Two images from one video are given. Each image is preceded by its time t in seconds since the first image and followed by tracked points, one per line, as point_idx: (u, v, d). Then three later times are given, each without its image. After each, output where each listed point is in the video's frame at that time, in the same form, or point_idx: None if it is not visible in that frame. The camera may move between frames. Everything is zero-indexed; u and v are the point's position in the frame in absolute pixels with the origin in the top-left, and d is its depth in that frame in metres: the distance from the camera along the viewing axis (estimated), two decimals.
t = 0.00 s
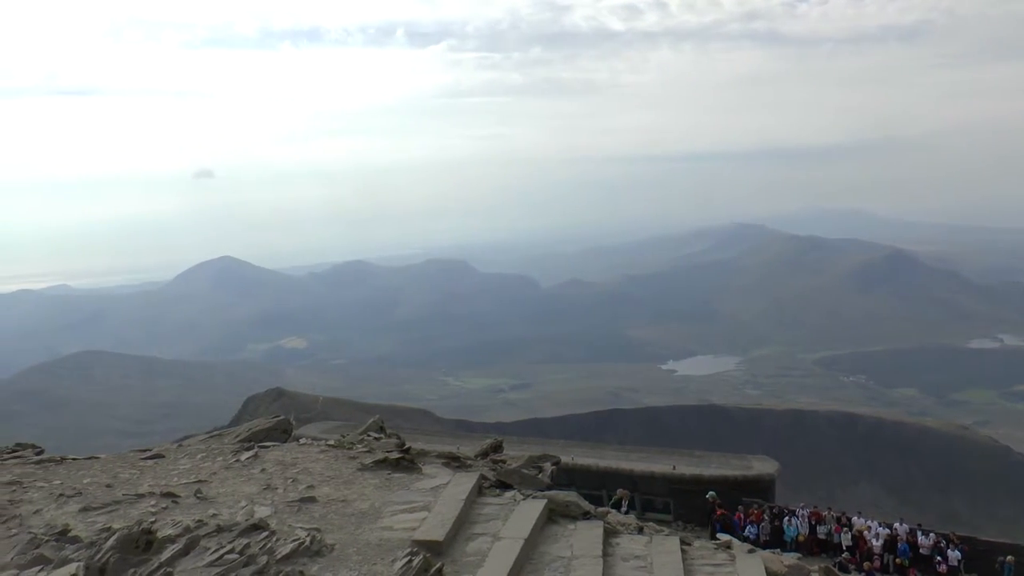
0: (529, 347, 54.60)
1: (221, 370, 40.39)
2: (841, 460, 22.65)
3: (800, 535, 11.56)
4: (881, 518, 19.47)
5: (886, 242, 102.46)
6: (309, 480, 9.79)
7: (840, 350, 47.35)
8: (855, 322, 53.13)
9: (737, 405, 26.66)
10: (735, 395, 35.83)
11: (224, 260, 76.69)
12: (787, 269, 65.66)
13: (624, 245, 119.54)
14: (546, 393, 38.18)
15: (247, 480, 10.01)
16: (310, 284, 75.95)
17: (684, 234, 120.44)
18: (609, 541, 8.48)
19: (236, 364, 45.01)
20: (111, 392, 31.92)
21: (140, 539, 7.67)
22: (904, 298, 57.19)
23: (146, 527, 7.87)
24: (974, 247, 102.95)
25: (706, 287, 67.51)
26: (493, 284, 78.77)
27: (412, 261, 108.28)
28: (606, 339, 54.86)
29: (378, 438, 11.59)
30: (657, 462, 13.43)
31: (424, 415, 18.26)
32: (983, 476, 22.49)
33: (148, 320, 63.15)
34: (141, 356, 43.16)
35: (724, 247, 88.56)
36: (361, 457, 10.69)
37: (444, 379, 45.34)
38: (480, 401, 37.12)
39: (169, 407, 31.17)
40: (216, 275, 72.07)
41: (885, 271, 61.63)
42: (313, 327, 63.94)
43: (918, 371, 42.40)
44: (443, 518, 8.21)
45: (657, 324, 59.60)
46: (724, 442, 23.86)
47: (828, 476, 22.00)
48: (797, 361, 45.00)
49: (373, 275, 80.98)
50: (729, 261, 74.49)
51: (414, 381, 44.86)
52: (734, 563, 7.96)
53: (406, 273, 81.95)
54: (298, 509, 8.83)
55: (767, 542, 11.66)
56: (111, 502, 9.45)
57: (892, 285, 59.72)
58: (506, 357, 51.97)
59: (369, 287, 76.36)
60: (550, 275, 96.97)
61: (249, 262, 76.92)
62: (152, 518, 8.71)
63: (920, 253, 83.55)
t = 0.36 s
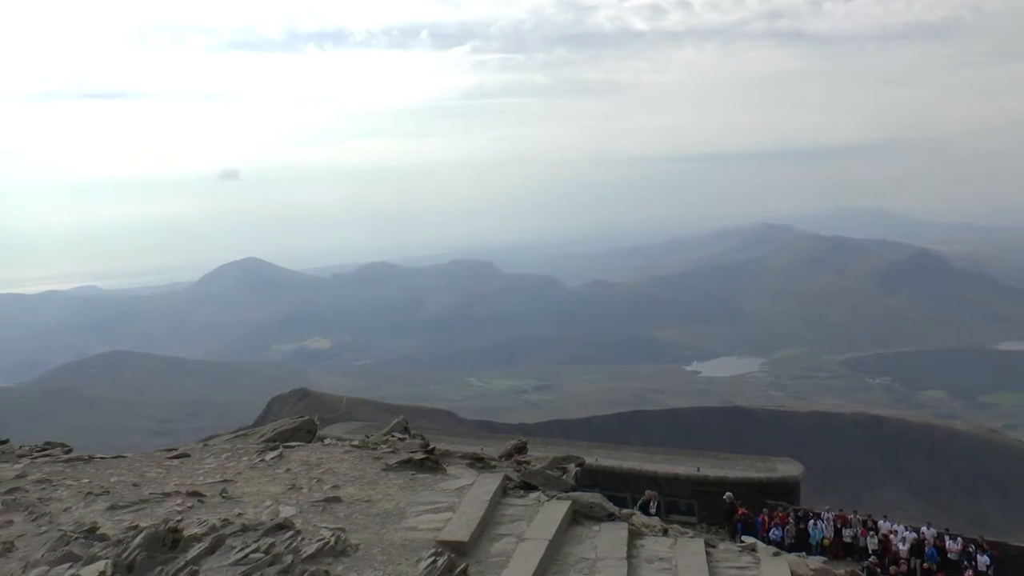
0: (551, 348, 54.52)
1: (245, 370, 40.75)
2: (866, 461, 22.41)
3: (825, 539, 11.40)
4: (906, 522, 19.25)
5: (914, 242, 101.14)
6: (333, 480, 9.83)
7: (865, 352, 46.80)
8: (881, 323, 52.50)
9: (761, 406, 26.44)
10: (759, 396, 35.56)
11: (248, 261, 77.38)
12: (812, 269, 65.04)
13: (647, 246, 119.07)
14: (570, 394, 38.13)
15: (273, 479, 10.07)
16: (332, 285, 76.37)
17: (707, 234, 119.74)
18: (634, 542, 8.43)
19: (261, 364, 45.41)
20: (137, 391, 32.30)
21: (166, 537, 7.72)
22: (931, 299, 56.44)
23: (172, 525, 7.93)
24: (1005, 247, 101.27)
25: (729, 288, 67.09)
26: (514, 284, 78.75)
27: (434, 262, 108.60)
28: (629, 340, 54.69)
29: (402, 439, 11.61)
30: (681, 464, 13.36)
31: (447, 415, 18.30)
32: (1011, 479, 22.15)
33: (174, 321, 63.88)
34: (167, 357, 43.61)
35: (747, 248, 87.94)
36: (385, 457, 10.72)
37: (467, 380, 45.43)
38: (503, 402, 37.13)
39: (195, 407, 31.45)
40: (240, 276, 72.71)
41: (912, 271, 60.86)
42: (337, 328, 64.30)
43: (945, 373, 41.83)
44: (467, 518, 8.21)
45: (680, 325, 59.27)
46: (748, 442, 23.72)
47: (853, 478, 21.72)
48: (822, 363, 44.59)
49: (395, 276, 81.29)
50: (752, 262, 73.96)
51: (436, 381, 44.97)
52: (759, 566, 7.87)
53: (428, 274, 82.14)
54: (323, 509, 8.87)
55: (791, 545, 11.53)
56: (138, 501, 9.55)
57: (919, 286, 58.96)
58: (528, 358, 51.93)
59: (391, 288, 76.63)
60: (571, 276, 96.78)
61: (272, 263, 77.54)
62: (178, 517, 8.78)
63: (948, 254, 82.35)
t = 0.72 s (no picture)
0: (572, 349, 54.44)
1: (269, 370, 41.06)
2: (891, 465, 22.13)
3: (849, 543, 11.29)
4: (932, 526, 19.00)
5: (941, 243, 99.93)
6: (355, 480, 9.86)
7: (890, 354, 46.28)
8: (905, 325, 51.88)
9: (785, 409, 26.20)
10: (782, 398, 35.29)
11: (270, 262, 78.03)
12: (836, 271, 64.44)
13: (667, 247, 118.65)
14: (591, 395, 38.04)
15: (295, 479, 10.12)
16: (353, 285, 76.75)
17: (728, 235, 119.09)
18: (657, 544, 8.37)
19: (283, 364, 45.72)
20: (163, 390, 32.63)
21: (190, 536, 7.78)
22: (957, 301, 55.72)
23: (196, 523, 7.98)
24: None
25: (752, 290, 66.62)
26: (534, 285, 78.74)
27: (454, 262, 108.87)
28: (650, 342, 54.47)
29: (425, 439, 11.63)
30: (703, 466, 13.25)
31: (469, 416, 18.31)
32: None
33: (198, 321, 64.50)
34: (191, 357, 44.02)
35: (769, 249, 87.30)
36: (407, 458, 10.73)
37: (489, 381, 45.46)
38: (524, 403, 37.12)
39: (218, 406, 31.72)
40: (263, 276, 73.28)
41: (937, 273, 60.10)
42: (358, 328, 64.61)
43: (972, 376, 41.28)
44: (490, 520, 8.20)
45: (701, 326, 58.94)
46: (771, 444, 23.52)
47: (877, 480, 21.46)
48: (845, 365, 44.18)
49: (415, 277, 81.58)
50: (774, 263, 73.44)
51: (458, 382, 45.03)
52: (783, 570, 7.79)
53: (448, 275, 82.29)
54: (345, 509, 8.89)
55: (814, 549, 11.41)
56: (162, 499, 9.62)
57: (945, 288, 58.22)
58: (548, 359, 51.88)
59: (411, 290, 76.87)
60: (591, 277, 96.56)
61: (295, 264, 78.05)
62: (201, 515, 8.83)
63: (976, 255, 81.20)
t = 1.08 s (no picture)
0: (591, 350, 54.39)
1: (290, 370, 41.36)
2: (914, 470, 21.90)
3: (870, 548, 11.18)
4: (956, 532, 18.78)
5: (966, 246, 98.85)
6: (377, 480, 9.89)
7: (913, 357, 45.79)
8: (928, 328, 51.35)
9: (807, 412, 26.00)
10: (804, 401, 35.04)
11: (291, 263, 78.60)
12: (858, 273, 63.92)
13: (688, 249, 118.24)
14: (611, 397, 37.98)
15: (317, 479, 10.17)
16: (373, 286, 77.07)
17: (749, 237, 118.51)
18: (678, 547, 8.32)
19: (304, 365, 46.03)
20: (186, 390, 32.96)
21: (212, 535, 7.84)
22: (982, 305, 55.06)
23: (218, 522, 8.03)
24: None
25: (773, 292, 66.22)
26: (554, 287, 78.71)
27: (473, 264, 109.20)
28: (670, 344, 54.29)
29: (446, 440, 11.63)
30: (724, 469, 13.18)
31: (489, 416, 18.33)
32: None
33: (220, 321, 65.07)
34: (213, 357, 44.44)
35: (790, 251, 86.72)
36: (428, 459, 10.75)
37: (508, 382, 45.49)
38: (544, 404, 37.13)
39: (240, 406, 31.99)
40: (283, 277, 73.80)
41: (962, 276, 59.42)
42: (378, 329, 64.89)
43: (997, 380, 40.77)
44: (511, 521, 8.19)
45: (721, 329, 58.66)
46: (792, 447, 23.34)
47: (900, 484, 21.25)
48: (867, 368, 43.79)
49: (435, 279, 81.81)
50: (796, 265, 72.96)
51: (478, 383, 45.11)
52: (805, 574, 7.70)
53: (468, 277, 82.48)
54: (366, 509, 8.92)
55: (836, 553, 11.28)
56: (185, 498, 9.71)
57: (969, 291, 57.57)
58: (568, 361, 51.85)
59: (431, 291, 77.08)
60: (611, 278, 96.51)
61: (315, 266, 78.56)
62: (224, 515, 8.90)
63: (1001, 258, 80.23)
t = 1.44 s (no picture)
0: (610, 352, 54.28)
1: (309, 367, 41.59)
2: (935, 479, 21.66)
3: (889, 556, 10.98)
4: (977, 542, 18.56)
5: (992, 253, 97.67)
6: (395, 478, 9.92)
7: (935, 365, 45.30)
8: (952, 336, 50.78)
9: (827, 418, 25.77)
10: (824, 407, 34.76)
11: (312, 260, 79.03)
12: (881, 279, 63.33)
13: (709, 251, 117.70)
14: (629, 399, 37.90)
15: (335, 476, 10.21)
16: (392, 284, 77.31)
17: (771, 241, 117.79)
18: (696, 551, 8.28)
19: (324, 362, 46.29)
20: (206, 386, 33.23)
21: (231, 529, 7.92)
22: (1007, 313, 54.39)
23: (237, 517, 8.09)
24: None
25: (794, 297, 65.75)
26: (573, 288, 78.57)
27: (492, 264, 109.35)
28: (689, 347, 54.04)
29: (464, 439, 11.65)
30: (742, 473, 13.11)
31: (507, 416, 18.33)
32: None
33: (240, 318, 65.56)
34: (234, 352, 44.79)
35: (812, 256, 86.08)
36: (446, 458, 10.77)
37: (527, 382, 45.50)
38: (562, 405, 37.12)
39: (259, 402, 32.19)
40: (304, 274, 74.28)
41: (987, 284, 58.68)
42: (398, 328, 65.09)
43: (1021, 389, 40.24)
44: (528, 521, 8.19)
45: (741, 333, 58.31)
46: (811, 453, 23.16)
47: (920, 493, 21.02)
48: (888, 375, 43.36)
49: (454, 279, 81.94)
50: (818, 269, 72.41)
51: (496, 383, 45.14)
52: None
53: (487, 277, 82.58)
54: (384, 506, 8.95)
55: (854, 561, 11.11)
56: (205, 492, 9.79)
57: (994, 299, 56.87)
58: (586, 362, 51.75)
59: (450, 291, 77.23)
60: (631, 280, 96.28)
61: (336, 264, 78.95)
62: (243, 509, 8.96)
63: None
